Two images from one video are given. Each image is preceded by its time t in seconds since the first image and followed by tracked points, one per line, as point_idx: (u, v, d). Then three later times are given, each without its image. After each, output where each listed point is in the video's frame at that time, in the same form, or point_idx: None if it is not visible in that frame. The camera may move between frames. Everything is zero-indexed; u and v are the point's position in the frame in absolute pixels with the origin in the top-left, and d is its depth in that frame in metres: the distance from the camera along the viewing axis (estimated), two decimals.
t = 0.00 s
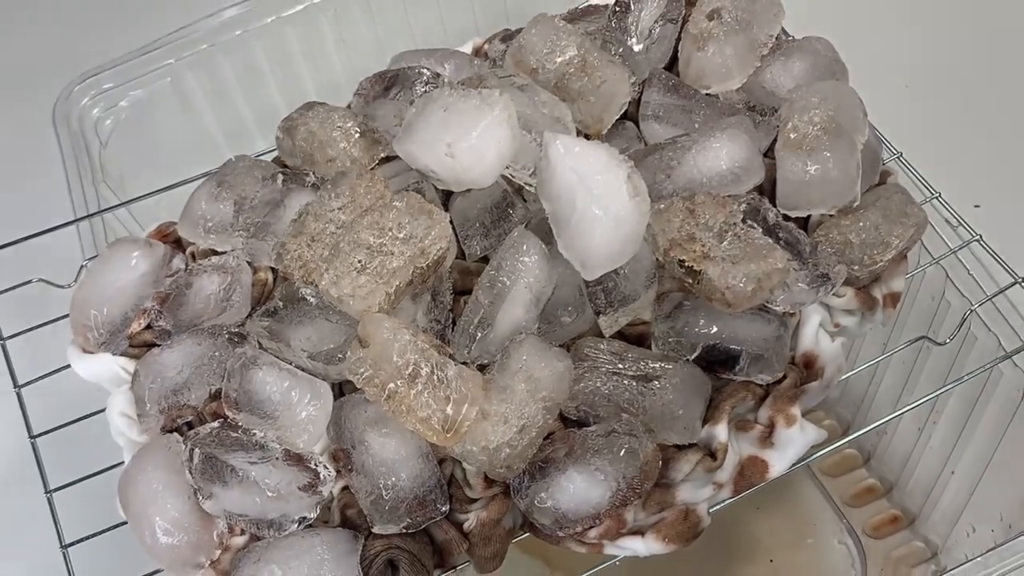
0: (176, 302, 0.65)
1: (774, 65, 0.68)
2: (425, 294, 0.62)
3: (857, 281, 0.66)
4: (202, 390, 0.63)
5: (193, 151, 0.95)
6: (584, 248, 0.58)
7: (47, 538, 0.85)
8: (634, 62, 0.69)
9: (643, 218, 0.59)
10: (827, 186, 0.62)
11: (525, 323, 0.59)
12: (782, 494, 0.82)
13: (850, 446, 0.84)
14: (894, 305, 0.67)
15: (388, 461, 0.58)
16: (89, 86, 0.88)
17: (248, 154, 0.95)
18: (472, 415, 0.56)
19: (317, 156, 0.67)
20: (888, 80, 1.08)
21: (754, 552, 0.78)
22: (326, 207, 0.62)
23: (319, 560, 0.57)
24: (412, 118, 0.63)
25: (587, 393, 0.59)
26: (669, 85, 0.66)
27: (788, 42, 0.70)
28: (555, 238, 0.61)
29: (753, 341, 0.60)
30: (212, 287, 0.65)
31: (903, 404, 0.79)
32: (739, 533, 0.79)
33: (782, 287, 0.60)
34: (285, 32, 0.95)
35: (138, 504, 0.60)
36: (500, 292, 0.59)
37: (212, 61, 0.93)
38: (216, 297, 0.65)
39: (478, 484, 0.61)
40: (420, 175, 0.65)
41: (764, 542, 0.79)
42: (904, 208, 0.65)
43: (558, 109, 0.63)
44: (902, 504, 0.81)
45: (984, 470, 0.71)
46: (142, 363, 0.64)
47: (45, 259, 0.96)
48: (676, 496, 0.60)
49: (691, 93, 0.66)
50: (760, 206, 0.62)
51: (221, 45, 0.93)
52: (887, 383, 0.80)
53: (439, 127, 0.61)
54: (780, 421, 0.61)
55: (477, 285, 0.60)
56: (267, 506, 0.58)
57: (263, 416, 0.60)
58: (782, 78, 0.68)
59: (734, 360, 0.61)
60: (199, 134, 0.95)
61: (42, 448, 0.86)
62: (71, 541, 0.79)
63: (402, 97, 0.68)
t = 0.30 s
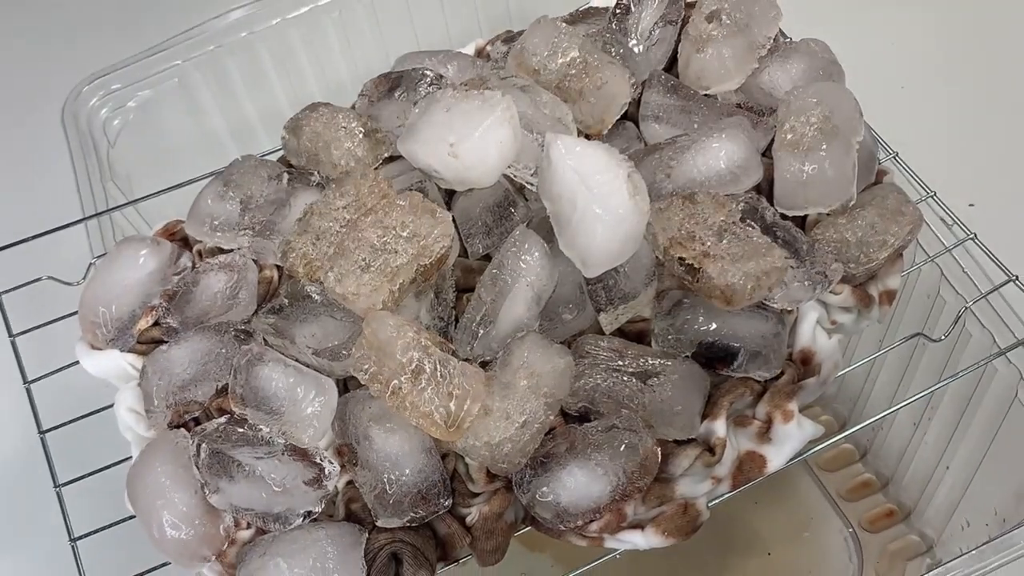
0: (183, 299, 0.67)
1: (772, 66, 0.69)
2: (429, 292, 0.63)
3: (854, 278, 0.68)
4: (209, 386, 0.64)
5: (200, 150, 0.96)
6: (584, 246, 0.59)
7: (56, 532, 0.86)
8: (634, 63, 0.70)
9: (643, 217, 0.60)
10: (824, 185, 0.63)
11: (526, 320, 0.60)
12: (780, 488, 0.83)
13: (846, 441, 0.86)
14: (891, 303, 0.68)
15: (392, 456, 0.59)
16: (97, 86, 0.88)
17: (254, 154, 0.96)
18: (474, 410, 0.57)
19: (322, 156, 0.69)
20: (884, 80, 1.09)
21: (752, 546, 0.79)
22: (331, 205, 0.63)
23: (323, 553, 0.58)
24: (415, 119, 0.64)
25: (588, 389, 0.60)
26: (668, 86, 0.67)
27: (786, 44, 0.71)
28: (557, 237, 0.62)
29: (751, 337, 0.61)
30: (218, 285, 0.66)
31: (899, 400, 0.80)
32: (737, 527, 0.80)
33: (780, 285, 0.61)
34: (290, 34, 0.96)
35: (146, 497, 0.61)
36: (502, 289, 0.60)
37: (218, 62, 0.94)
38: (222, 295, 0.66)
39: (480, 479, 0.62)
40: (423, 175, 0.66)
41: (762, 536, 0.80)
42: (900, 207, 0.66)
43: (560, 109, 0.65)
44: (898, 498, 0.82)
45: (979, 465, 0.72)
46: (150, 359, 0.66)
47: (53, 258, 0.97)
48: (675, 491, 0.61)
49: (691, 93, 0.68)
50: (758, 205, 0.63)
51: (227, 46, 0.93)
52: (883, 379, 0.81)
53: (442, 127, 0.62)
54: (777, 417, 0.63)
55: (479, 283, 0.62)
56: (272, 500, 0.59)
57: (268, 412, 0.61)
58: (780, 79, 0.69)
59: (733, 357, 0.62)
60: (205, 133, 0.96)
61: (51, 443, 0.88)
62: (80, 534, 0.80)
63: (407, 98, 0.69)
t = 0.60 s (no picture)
0: (192, 296, 0.68)
1: (769, 68, 0.70)
2: (432, 289, 0.64)
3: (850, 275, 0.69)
4: (216, 381, 0.65)
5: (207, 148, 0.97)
6: (585, 244, 0.60)
7: (68, 525, 0.88)
8: (633, 65, 0.71)
9: (642, 216, 0.61)
10: (821, 184, 0.65)
11: (528, 317, 0.62)
12: (777, 482, 0.84)
13: (842, 436, 0.87)
14: (886, 300, 0.70)
15: (397, 449, 0.60)
16: (107, 86, 0.90)
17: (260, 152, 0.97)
18: (477, 406, 0.58)
19: (327, 156, 0.70)
20: (880, 80, 1.10)
21: (750, 538, 0.80)
22: (338, 204, 0.64)
23: (329, 546, 0.60)
24: (419, 120, 0.66)
25: (589, 384, 0.61)
26: (667, 87, 0.69)
27: (783, 46, 0.72)
28: (558, 235, 0.63)
29: (749, 333, 0.63)
30: (226, 282, 0.67)
31: (894, 395, 0.81)
32: (736, 520, 0.81)
33: (777, 282, 0.62)
34: (297, 36, 0.98)
35: (155, 491, 0.63)
36: (504, 286, 0.61)
37: (225, 65, 0.95)
38: (230, 292, 0.68)
39: (483, 472, 0.63)
40: (426, 174, 0.67)
41: (760, 529, 0.81)
42: (894, 206, 0.67)
43: (561, 110, 0.66)
44: (893, 492, 0.84)
45: (972, 459, 0.74)
46: (159, 355, 0.67)
47: (62, 256, 0.98)
48: (674, 484, 0.62)
49: (690, 95, 0.69)
50: (756, 203, 0.65)
51: (234, 48, 0.95)
52: (879, 375, 0.83)
53: (446, 127, 0.63)
54: (775, 412, 0.64)
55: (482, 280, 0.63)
56: (279, 493, 0.61)
57: (275, 406, 0.62)
58: (776, 81, 0.70)
59: (730, 352, 0.63)
60: (212, 132, 0.97)
61: (62, 437, 0.89)
62: (90, 527, 0.82)
63: (411, 99, 0.71)
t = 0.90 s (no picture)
0: (200, 292, 0.70)
1: (765, 69, 0.72)
2: (436, 286, 0.65)
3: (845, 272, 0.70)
4: (224, 375, 0.67)
5: (215, 148, 0.99)
6: (586, 242, 0.62)
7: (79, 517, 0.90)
8: (632, 67, 0.72)
9: (641, 214, 0.62)
10: (816, 183, 0.67)
11: (530, 313, 0.63)
12: (773, 475, 0.86)
13: (837, 429, 0.88)
14: (880, 295, 0.71)
15: (401, 442, 0.62)
16: (118, 87, 0.92)
17: (268, 152, 0.98)
18: (479, 399, 0.59)
19: (333, 156, 0.71)
20: (875, 80, 1.11)
21: (745, 530, 0.83)
22: (344, 203, 0.66)
23: (334, 537, 0.61)
24: (423, 121, 0.67)
25: (588, 379, 0.63)
26: (666, 88, 0.70)
27: (779, 48, 0.74)
28: (559, 232, 0.65)
29: (746, 329, 0.64)
30: (234, 278, 0.69)
31: (888, 389, 0.83)
32: (731, 513, 0.83)
33: (773, 279, 0.64)
34: (303, 39, 0.99)
35: (164, 484, 0.64)
36: (506, 283, 0.63)
37: (232, 65, 0.96)
38: (238, 288, 0.69)
39: (485, 465, 0.65)
40: (430, 173, 0.68)
41: (755, 521, 0.83)
42: (888, 204, 0.68)
43: (561, 110, 0.67)
44: (887, 484, 0.85)
45: (965, 451, 0.75)
46: (168, 350, 0.69)
47: (76, 253, 1.01)
48: (673, 476, 0.64)
49: (688, 96, 0.70)
50: (752, 202, 0.66)
51: (242, 50, 0.96)
52: (873, 370, 0.84)
53: (449, 128, 0.65)
54: (771, 406, 0.66)
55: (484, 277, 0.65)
56: (287, 485, 0.62)
57: (283, 401, 0.64)
58: (773, 82, 0.72)
59: (727, 348, 0.65)
60: (219, 132, 0.99)
61: (73, 431, 0.91)
62: (101, 518, 0.84)
63: (415, 100, 0.72)
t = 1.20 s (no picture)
0: (210, 289, 0.71)
1: (763, 71, 0.73)
2: (440, 283, 0.67)
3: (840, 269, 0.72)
4: (233, 371, 0.68)
5: (225, 148, 1.00)
6: (588, 240, 0.63)
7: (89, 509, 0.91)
8: (633, 68, 0.74)
9: (642, 213, 0.64)
10: (813, 183, 0.68)
11: (532, 310, 0.64)
12: (770, 469, 0.87)
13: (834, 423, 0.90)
14: (876, 292, 0.72)
15: (407, 436, 0.63)
16: (128, 88, 0.93)
17: (275, 153, 1.00)
18: (483, 394, 0.61)
19: (340, 155, 0.73)
20: (868, 83, 1.13)
21: (743, 523, 0.84)
22: (351, 202, 0.67)
23: (340, 530, 0.62)
24: (428, 121, 0.69)
25: (590, 374, 0.64)
26: (666, 89, 0.72)
27: (777, 50, 0.75)
28: (561, 230, 0.66)
29: (744, 325, 0.66)
30: (243, 276, 0.71)
31: (882, 383, 0.84)
32: (729, 506, 0.85)
33: (770, 276, 0.65)
34: (309, 41, 1.01)
35: (174, 477, 0.66)
36: (509, 280, 0.64)
37: (240, 66, 0.98)
38: (247, 285, 0.71)
39: (489, 458, 0.66)
40: (435, 172, 0.69)
41: (752, 513, 0.85)
42: (883, 203, 0.70)
43: (563, 110, 0.69)
44: (882, 477, 0.87)
45: (958, 444, 0.77)
46: (179, 346, 0.70)
47: (90, 250, 1.03)
48: (672, 469, 0.66)
49: (688, 97, 0.72)
50: (750, 201, 0.68)
51: (250, 52, 0.98)
52: (868, 365, 0.86)
53: (454, 129, 0.66)
54: (769, 400, 0.67)
55: (488, 273, 0.66)
56: (294, 477, 0.64)
57: (290, 395, 0.65)
58: (770, 83, 0.73)
59: (725, 344, 0.66)
60: (229, 133, 1.00)
61: (84, 424, 0.93)
62: (113, 510, 0.86)
63: (420, 101, 0.74)
